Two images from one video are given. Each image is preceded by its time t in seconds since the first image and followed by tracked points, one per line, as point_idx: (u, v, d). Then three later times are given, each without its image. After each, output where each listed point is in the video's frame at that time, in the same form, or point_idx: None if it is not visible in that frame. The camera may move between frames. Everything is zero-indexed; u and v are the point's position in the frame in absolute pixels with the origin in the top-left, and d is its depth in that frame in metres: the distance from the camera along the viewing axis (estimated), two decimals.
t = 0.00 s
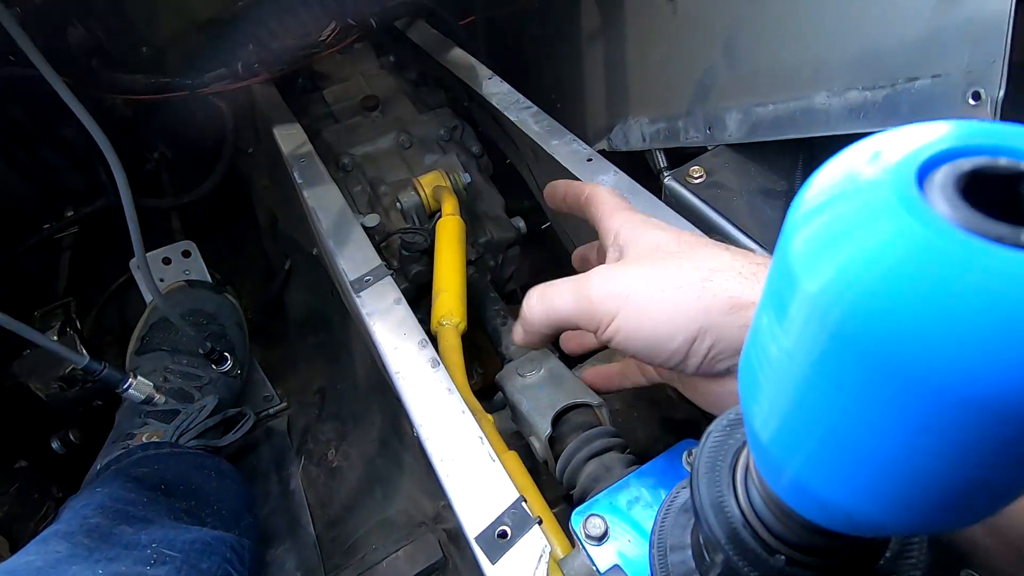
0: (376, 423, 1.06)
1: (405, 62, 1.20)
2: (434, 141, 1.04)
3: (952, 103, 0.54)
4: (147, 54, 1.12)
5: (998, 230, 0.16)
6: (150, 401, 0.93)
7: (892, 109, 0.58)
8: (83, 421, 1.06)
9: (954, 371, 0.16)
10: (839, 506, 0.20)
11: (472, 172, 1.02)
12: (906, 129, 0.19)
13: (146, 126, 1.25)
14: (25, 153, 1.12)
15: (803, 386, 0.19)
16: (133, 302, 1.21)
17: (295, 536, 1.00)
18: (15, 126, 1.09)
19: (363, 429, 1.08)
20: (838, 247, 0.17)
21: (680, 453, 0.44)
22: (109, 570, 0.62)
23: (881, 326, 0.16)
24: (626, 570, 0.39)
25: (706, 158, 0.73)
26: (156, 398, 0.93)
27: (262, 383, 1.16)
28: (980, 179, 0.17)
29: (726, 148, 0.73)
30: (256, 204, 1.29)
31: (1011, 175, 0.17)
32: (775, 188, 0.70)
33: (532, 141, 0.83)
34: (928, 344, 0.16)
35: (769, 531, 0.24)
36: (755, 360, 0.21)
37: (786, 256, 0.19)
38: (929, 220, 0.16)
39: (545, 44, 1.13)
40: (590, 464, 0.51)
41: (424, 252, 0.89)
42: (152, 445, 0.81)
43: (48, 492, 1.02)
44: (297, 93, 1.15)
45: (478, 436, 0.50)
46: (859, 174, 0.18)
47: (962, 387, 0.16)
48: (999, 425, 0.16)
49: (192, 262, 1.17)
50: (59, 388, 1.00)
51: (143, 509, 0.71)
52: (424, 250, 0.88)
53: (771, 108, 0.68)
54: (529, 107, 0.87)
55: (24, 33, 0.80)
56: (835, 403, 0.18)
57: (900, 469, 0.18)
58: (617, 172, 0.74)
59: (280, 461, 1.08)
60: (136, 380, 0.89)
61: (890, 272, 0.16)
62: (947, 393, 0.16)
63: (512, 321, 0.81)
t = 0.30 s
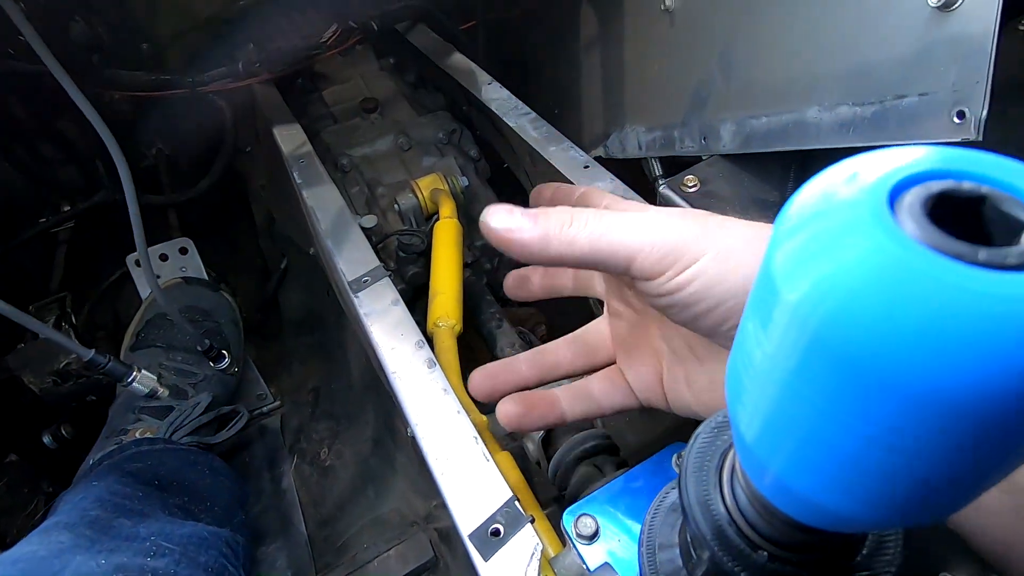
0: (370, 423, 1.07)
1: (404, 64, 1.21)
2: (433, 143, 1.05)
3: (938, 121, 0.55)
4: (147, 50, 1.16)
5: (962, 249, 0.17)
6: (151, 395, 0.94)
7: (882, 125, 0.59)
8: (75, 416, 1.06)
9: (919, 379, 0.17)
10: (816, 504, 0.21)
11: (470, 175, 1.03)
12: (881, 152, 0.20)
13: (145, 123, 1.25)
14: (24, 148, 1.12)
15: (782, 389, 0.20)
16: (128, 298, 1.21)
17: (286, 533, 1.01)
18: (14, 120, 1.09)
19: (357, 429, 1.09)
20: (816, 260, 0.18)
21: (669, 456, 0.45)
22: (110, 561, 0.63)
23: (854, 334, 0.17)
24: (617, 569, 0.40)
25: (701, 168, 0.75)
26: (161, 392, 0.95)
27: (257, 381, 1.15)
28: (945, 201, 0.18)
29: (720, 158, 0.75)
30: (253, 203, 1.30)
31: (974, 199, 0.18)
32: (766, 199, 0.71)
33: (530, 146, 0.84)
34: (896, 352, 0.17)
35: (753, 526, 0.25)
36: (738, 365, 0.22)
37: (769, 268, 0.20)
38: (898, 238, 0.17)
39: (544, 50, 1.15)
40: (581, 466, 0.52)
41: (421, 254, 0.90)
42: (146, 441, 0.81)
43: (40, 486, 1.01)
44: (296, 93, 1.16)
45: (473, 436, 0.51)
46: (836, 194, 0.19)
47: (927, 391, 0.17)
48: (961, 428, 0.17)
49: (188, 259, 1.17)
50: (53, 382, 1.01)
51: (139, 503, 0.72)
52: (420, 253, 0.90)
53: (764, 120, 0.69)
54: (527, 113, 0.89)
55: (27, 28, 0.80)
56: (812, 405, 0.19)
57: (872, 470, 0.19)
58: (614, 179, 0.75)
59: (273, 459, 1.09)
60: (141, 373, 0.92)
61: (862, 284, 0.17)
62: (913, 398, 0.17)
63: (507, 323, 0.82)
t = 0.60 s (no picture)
0: (363, 424, 1.08)
1: (403, 68, 1.22)
2: (431, 147, 1.06)
3: (926, 132, 0.56)
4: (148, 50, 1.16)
5: (934, 264, 0.18)
6: (143, 394, 0.95)
7: (872, 136, 0.60)
8: (67, 413, 1.05)
9: (891, 386, 0.17)
10: (796, 508, 0.22)
11: (467, 179, 1.04)
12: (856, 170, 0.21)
13: (143, 121, 1.25)
14: (20, 144, 1.12)
15: (763, 396, 0.20)
16: (123, 296, 1.21)
17: (277, 535, 1.01)
18: (11, 115, 1.09)
19: (350, 430, 1.09)
20: (796, 271, 0.19)
21: (660, 459, 0.46)
22: (99, 559, 0.63)
23: (833, 341, 0.18)
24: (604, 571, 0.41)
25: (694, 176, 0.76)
26: (151, 391, 0.95)
27: (250, 381, 1.14)
28: (916, 216, 0.19)
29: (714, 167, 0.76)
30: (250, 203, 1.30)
31: (945, 213, 0.19)
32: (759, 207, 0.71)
33: (526, 152, 0.85)
34: (871, 361, 0.18)
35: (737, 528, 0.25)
36: (720, 372, 0.23)
37: (750, 279, 0.20)
38: (872, 251, 0.18)
39: (542, 56, 1.16)
40: (573, 469, 0.52)
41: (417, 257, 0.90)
42: (138, 439, 0.81)
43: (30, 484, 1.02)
44: (295, 94, 1.16)
45: (465, 438, 0.52)
46: (813, 207, 0.20)
47: (899, 395, 0.17)
48: (933, 431, 0.18)
49: (183, 258, 1.18)
50: (46, 379, 1.00)
51: (130, 502, 0.72)
52: (416, 255, 0.90)
53: (758, 130, 0.71)
54: (525, 119, 0.89)
55: (26, 25, 0.80)
56: (793, 410, 0.20)
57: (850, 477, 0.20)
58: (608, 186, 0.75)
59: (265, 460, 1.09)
60: (133, 371, 0.92)
61: (838, 295, 0.18)
62: (886, 405, 0.18)
63: (502, 326, 0.82)
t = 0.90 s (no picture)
0: (351, 422, 1.12)
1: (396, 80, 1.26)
2: (421, 158, 1.11)
3: (858, 162, 0.63)
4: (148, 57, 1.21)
5: (745, 294, 0.20)
6: (149, 387, 0.98)
7: (813, 163, 0.67)
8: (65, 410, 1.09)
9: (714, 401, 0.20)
10: (693, 481, 0.25)
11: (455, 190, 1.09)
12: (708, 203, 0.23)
13: (143, 129, 1.30)
14: (25, 150, 1.17)
15: (647, 401, 0.23)
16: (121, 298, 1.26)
17: (267, 528, 1.05)
18: (16, 123, 1.13)
19: (339, 428, 1.14)
20: (654, 306, 0.21)
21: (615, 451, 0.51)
22: (109, 532, 0.67)
23: (683, 363, 0.20)
24: (559, 551, 0.45)
25: (663, 193, 0.79)
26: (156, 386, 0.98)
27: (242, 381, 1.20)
28: (747, 252, 0.21)
29: (682, 184, 0.81)
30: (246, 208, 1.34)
31: (767, 250, 0.21)
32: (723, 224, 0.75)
33: (508, 167, 0.90)
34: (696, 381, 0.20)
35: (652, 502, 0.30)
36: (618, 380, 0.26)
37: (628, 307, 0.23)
38: (708, 288, 0.20)
39: (529, 73, 1.21)
40: (540, 462, 0.57)
41: (404, 264, 0.95)
42: (135, 435, 0.85)
43: (25, 479, 1.04)
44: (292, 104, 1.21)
45: (441, 432, 0.56)
46: (669, 248, 0.22)
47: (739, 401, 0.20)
48: (774, 420, 0.21)
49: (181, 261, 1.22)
50: (45, 376, 1.04)
51: (130, 490, 0.77)
52: (403, 262, 0.95)
53: (719, 153, 0.76)
54: (508, 136, 0.94)
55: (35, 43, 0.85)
56: (669, 413, 0.22)
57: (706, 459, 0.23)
58: (582, 202, 0.80)
59: (256, 456, 1.13)
60: (140, 367, 0.95)
61: (683, 327, 0.20)
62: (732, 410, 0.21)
63: (483, 331, 0.87)
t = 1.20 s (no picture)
0: (345, 428, 1.07)
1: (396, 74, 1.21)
2: (421, 153, 1.06)
3: (903, 149, 0.58)
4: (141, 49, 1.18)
5: (884, 254, 0.16)
6: (119, 389, 0.93)
7: (850, 150, 0.62)
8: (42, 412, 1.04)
9: (845, 383, 0.16)
10: (761, 502, 0.21)
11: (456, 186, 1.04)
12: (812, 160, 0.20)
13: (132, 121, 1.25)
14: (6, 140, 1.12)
15: (722, 391, 0.19)
16: (106, 296, 1.20)
17: (254, 540, 0.99)
18: None
19: (332, 434, 1.09)
20: (751, 265, 0.18)
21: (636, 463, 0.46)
22: (56, 556, 0.63)
23: (788, 335, 0.17)
24: None
25: (680, 186, 0.75)
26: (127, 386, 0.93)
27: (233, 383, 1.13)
28: (872, 210, 0.18)
29: (699, 178, 0.76)
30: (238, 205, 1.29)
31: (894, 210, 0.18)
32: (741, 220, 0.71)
33: (515, 159, 0.85)
34: (820, 357, 0.16)
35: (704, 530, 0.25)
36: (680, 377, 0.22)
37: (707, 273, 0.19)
38: (824, 245, 0.17)
39: (535, 67, 1.16)
40: (551, 474, 0.52)
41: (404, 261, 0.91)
42: (113, 440, 0.80)
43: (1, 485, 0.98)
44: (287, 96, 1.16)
45: (442, 440, 0.51)
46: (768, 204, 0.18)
47: (856, 387, 0.16)
48: (892, 423, 0.17)
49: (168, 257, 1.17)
50: (22, 376, 0.99)
51: (101, 501, 0.71)
52: (403, 259, 0.90)
53: (741, 143, 0.71)
54: (514, 127, 0.90)
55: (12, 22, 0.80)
56: (751, 407, 0.18)
57: (807, 472, 0.19)
58: (595, 193, 0.75)
59: (244, 463, 1.08)
60: (107, 366, 0.92)
61: (792, 289, 0.17)
62: (844, 402, 0.17)
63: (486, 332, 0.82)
